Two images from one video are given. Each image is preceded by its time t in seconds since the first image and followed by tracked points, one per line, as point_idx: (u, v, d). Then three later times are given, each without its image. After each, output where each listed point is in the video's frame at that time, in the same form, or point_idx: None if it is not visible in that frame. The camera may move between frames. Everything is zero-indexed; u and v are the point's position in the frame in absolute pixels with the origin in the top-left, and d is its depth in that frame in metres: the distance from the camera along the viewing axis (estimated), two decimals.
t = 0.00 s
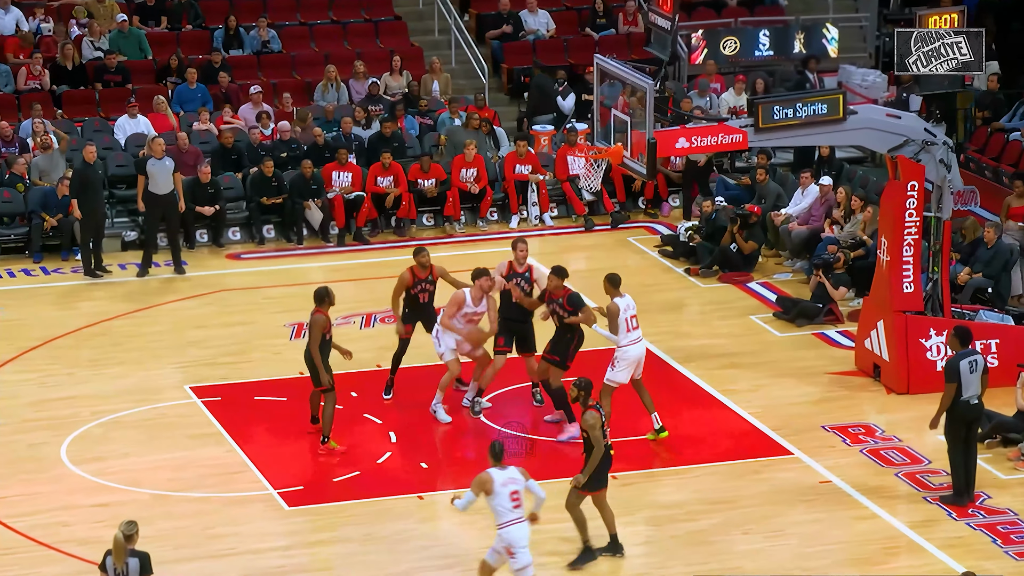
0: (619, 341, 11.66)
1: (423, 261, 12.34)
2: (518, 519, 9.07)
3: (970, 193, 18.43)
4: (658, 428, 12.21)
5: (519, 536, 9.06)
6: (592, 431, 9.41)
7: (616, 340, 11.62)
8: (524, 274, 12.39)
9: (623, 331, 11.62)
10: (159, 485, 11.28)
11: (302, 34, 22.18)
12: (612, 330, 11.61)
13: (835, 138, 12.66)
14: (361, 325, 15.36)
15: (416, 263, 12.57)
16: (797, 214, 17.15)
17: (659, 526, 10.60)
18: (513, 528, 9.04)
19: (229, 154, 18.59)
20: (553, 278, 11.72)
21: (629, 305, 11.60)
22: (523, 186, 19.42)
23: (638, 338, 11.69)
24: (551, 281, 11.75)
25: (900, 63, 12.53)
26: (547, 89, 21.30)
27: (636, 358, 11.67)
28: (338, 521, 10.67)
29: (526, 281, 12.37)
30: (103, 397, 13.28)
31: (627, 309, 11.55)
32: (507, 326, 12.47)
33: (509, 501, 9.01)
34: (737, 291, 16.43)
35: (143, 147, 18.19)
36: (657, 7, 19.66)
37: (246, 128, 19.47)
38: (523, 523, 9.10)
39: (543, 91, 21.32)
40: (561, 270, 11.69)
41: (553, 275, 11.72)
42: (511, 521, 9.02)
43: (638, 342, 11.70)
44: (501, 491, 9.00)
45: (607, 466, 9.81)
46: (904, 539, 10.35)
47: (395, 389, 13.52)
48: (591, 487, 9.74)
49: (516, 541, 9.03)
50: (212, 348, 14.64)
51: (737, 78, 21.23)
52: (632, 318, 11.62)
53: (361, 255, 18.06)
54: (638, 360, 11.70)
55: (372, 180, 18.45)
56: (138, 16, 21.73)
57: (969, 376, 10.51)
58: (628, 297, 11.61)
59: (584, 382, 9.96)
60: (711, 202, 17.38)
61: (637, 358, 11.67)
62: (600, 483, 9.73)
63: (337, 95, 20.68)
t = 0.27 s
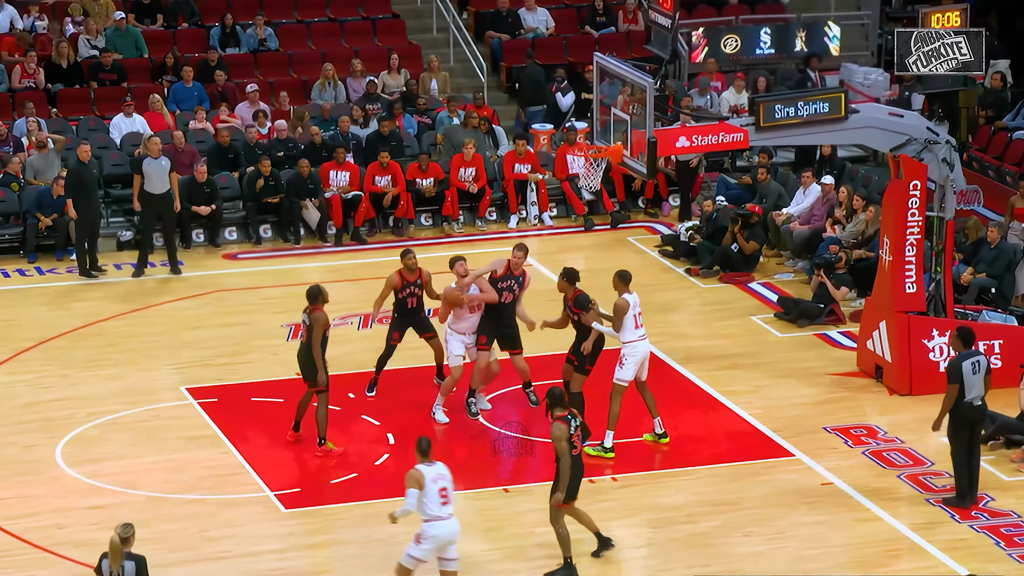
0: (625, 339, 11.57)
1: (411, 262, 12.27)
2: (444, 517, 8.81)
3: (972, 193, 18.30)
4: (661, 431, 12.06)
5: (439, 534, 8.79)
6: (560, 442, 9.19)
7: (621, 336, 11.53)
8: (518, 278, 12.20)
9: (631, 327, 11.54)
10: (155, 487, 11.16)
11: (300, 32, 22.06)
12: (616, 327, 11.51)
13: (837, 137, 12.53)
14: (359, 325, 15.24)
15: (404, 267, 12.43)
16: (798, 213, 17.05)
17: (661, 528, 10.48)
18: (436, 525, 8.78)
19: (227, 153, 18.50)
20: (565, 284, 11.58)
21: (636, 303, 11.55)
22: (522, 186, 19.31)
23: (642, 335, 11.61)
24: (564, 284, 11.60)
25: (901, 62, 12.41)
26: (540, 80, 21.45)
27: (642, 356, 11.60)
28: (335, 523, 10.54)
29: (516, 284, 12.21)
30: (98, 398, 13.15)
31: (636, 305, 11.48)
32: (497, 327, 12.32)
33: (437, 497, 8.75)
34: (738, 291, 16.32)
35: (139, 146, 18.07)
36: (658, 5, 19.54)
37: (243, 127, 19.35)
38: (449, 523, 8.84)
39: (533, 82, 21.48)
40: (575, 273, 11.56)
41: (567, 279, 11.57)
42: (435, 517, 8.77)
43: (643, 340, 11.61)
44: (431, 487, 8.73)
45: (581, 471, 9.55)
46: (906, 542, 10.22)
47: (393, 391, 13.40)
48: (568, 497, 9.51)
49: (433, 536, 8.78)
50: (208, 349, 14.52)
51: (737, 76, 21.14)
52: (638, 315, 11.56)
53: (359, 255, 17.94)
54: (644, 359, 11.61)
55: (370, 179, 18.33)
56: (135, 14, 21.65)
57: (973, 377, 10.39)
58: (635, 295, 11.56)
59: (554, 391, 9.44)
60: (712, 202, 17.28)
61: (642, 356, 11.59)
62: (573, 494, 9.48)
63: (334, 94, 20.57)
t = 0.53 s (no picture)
0: (626, 342, 11.53)
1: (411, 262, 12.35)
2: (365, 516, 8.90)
3: (973, 193, 18.37)
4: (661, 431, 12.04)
5: (358, 532, 8.88)
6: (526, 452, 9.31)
7: (623, 340, 11.50)
8: (522, 282, 12.16)
9: (631, 331, 11.52)
10: (155, 487, 11.16)
11: (300, 31, 22.06)
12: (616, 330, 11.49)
13: (837, 137, 12.54)
14: (359, 325, 15.24)
15: (404, 264, 12.48)
16: (799, 213, 17.08)
17: (661, 528, 10.48)
18: (356, 524, 8.87)
19: (227, 153, 18.49)
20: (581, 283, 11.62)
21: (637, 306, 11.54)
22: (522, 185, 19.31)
23: (644, 338, 11.56)
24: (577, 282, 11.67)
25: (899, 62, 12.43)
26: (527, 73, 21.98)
27: (642, 360, 11.55)
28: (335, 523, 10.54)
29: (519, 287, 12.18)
30: (98, 399, 13.15)
31: (638, 309, 11.48)
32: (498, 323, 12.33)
33: (357, 497, 8.83)
34: (738, 291, 16.32)
35: (139, 146, 18.07)
36: (658, 5, 19.52)
37: (243, 127, 19.35)
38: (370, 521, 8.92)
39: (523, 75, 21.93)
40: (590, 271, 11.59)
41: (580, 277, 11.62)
42: (356, 515, 8.87)
43: (644, 344, 11.56)
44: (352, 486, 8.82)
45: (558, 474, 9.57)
46: (907, 542, 10.21)
47: (392, 391, 13.40)
48: (551, 502, 9.49)
49: (352, 534, 8.88)
50: (208, 349, 14.53)
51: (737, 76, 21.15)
52: (639, 318, 11.54)
53: (359, 255, 17.94)
54: (646, 361, 11.58)
55: (370, 179, 18.34)
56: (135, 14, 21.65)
57: (973, 377, 10.38)
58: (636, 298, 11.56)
59: (520, 399, 9.31)
60: (712, 202, 17.30)
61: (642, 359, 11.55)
62: (550, 498, 9.47)
63: (335, 93, 20.57)
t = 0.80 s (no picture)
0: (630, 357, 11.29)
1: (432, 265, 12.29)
2: (276, 506, 9.07)
3: (976, 191, 18.61)
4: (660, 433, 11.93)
5: (269, 521, 9.04)
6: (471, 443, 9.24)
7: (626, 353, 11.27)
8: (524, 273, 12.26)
9: (632, 345, 11.26)
10: (157, 486, 11.16)
11: (302, 30, 22.06)
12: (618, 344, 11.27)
13: (840, 135, 12.53)
14: (361, 324, 15.24)
15: (424, 269, 12.44)
16: (802, 212, 17.07)
17: (663, 527, 10.47)
18: (268, 512, 9.05)
19: (229, 152, 18.48)
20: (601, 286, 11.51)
21: (638, 319, 11.28)
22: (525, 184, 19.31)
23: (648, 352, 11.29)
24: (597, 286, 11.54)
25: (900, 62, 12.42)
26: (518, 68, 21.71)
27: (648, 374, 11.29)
28: (336, 522, 10.54)
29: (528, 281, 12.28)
30: (100, 398, 13.15)
31: (634, 322, 11.24)
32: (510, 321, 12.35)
33: (271, 486, 9.03)
34: (741, 290, 16.32)
35: (142, 145, 18.07)
36: (661, 4, 19.51)
37: (246, 125, 19.35)
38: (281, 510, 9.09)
39: (520, 73, 21.75)
40: (608, 274, 11.46)
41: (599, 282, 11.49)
42: (268, 504, 9.05)
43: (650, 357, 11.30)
44: (266, 474, 9.03)
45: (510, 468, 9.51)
46: (909, 541, 10.21)
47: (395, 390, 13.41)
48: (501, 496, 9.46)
49: (266, 524, 9.03)
50: (210, 348, 14.53)
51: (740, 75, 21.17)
52: (641, 331, 11.28)
53: (361, 254, 17.95)
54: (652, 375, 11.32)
55: (373, 177, 18.34)
56: (138, 12, 21.66)
57: (976, 376, 10.36)
58: (638, 312, 11.30)
59: (463, 393, 9.30)
60: (715, 200, 17.31)
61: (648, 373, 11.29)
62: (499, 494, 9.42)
63: (337, 92, 20.57)
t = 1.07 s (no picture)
0: (631, 351, 11.25)
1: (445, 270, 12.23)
2: (218, 496, 9.01)
3: (976, 192, 18.71)
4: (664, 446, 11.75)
5: (209, 510, 8.98)
6: (427, 417, 9.59)
7: (627, 347, 11.25)
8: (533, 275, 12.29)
9: (634, 338, 11.24)
10: (157, 487, 11.16)
11: (302, 31, 22.06)
12: (620, 336, 11.25)
13: (840, 136, 12.53)
14: (361, 325, 15.24)
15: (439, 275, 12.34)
16: (802, 213, 17.05)
17: (663, 528, 10.47)
18: (209, 502, 8.99)
19: (230, 153, 18.47)
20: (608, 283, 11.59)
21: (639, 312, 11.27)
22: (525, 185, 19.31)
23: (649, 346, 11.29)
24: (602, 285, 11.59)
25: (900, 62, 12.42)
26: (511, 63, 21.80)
27: (649, 369, 11.25)
28: (336, 523, 10.54)
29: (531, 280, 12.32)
30: (101, 398, 13.15)
31: (638, 314, 11.23)
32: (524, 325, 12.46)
33: (213, 477, 8.97)
34: (741, 291, 16.32)
35: (142, 145, 18.06)
36: (661, 5, 19.51)
37: (246, 126, 19.35)
38: (224, 500, 9.03)
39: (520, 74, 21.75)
40: (615, 273, 11.56)
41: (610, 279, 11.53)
42: (207, 492, 8.99)
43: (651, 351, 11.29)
44: (210, 464, 8.94)
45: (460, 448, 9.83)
46: (909, 542, 10.21)
47: (396, 390, 13.41)
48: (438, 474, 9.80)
49: (204, 512, 8.99)
50: (210, 348, 14.53)
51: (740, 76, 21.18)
52: (642, 324, 11.27)
53: (362, 255, 17.95)
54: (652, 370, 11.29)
55: (373, 178, 18.35)
56: (138, 13, 21.66)
57: (977, 377, 10.36)
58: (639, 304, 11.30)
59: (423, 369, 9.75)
60: (715, 201, 17.34)
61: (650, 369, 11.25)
62: (445, 472, 9.77)
63: (337, 93, 20.57)
